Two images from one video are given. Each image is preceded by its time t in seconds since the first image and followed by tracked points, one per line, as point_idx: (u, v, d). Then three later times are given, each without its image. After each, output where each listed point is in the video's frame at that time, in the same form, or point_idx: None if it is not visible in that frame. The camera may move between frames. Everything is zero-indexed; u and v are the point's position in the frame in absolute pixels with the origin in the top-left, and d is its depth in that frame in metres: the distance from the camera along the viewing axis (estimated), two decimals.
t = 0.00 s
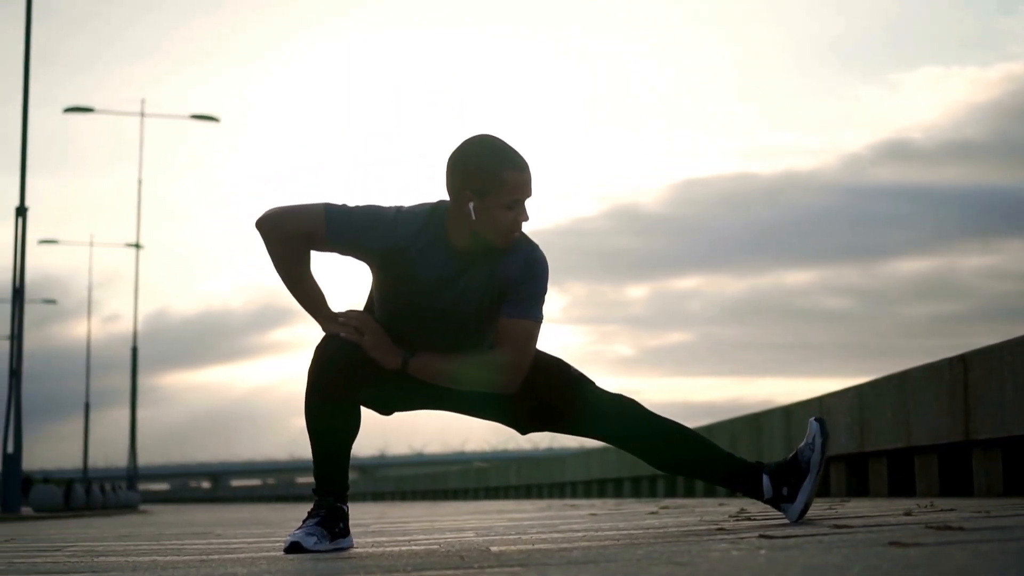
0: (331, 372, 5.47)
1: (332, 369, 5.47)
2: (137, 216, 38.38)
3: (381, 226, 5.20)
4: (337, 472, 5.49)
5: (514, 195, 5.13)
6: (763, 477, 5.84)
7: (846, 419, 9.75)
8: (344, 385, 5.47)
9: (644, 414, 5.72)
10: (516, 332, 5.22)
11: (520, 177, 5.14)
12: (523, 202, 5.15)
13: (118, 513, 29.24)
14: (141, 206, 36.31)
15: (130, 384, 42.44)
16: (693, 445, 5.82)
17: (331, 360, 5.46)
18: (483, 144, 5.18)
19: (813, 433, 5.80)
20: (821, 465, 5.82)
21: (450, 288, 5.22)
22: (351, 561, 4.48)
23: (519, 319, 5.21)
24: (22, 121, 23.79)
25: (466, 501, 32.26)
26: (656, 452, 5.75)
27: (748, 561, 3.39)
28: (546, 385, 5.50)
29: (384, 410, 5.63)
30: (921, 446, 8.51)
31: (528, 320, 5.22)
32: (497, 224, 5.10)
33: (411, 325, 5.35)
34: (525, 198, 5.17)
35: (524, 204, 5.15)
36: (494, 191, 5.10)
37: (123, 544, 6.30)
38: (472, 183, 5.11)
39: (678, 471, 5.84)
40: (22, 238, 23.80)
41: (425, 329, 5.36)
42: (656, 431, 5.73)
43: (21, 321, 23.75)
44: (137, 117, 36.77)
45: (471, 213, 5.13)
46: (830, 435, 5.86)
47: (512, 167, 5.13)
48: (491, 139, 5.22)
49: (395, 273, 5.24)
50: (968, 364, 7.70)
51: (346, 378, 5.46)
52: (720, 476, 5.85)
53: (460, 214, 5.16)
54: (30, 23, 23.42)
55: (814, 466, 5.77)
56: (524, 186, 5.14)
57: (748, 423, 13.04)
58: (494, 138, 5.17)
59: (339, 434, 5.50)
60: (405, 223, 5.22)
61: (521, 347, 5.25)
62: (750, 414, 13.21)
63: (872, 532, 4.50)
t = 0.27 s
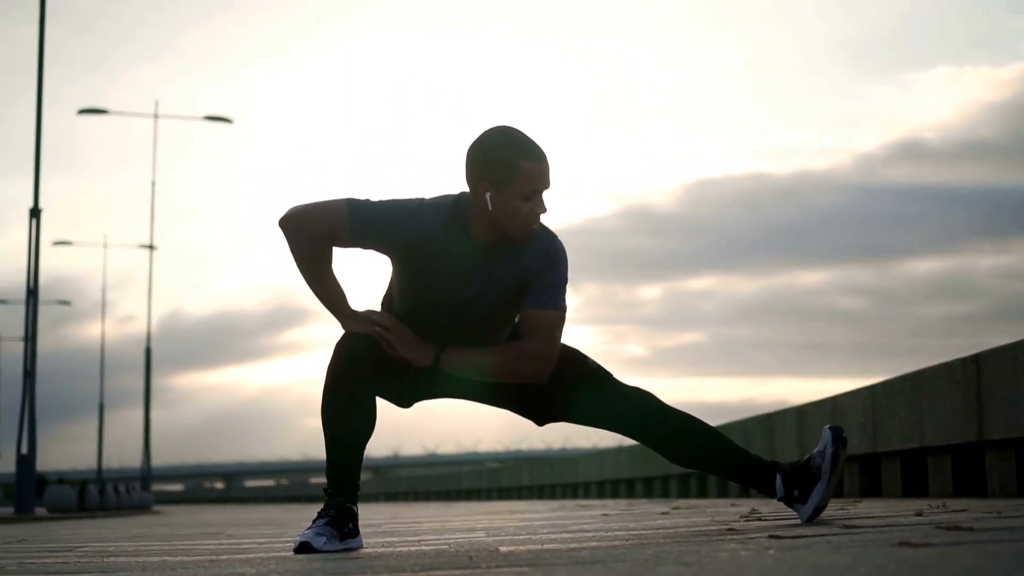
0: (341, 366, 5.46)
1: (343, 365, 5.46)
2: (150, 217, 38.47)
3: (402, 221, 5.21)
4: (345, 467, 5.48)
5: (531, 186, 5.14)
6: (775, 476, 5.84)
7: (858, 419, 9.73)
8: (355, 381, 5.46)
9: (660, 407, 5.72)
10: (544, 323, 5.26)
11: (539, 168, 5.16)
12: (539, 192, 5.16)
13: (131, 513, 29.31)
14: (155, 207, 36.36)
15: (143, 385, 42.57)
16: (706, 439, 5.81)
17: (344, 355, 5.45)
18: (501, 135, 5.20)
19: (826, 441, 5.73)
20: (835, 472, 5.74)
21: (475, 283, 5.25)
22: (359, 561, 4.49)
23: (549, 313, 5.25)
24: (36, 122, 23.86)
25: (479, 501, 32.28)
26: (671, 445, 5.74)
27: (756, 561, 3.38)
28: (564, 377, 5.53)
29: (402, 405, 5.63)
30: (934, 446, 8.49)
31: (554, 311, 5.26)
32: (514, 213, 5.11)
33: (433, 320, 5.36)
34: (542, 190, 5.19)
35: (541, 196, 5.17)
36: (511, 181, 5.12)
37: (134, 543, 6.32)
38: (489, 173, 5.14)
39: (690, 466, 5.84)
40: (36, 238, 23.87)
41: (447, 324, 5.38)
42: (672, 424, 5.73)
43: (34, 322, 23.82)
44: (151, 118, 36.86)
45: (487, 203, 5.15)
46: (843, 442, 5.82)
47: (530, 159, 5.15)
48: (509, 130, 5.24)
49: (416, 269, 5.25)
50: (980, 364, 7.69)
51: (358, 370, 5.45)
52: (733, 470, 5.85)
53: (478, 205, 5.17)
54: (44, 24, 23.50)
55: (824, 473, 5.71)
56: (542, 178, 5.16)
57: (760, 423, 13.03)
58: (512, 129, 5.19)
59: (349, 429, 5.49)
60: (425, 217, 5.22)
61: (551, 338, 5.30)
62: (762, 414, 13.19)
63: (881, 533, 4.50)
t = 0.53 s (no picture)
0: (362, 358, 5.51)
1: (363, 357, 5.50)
2: (162, 217, 38.53)
3: (427, 211, 5.29)
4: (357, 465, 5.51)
5: (538, 176, 5.21)
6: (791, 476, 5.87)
7: (869, 419, 9.70)
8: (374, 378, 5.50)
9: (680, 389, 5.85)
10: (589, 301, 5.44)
11: (550, 158, 5.22)
12: (547, 181, 5.22)
13: (142, 514, 29.34)
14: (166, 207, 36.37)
15: (155, 385, 42.63)
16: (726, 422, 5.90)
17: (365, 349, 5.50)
18: (516, 122, 5.28)
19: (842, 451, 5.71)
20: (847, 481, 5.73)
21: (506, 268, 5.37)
22: (365, 560, 4.49)
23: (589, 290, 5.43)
24: (47, 122, 23.91)
25: (490, 502, 32.28)
26: (690, 428, 5.85)
27: (762, 561, 3.35)
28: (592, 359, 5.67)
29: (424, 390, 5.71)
30: (945, 446, 8.46)
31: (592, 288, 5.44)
32: (519, 201, 5.20)
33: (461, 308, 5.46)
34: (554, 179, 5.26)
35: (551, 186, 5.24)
36: (518, 170, 5.20)
37: (142, 543, 6.32)
38: (499, 160, 5.24)
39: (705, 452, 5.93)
40: (47, 238, 23.92)
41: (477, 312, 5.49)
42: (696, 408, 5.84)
43: (46, 322, 23.87)
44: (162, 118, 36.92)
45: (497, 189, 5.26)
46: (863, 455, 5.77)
47: (543, 149, 5.22)
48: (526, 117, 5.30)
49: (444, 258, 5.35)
50: (991, 364, 7.66)
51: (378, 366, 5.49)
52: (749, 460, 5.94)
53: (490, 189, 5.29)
54: (56, 25, 23.55)
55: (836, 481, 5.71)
56: (553, 168, 5.22)
57: (771, 424, 13.00)
58: (526, 117, 5.26)
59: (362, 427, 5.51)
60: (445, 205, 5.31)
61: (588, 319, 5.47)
62: (773, 415, 13.16)
63: (888, 532, 4.49)
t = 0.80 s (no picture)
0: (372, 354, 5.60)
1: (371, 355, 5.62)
2: (170, 217, 38.57)
3: (449, 203, 5.33)
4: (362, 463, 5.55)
5: (537, 167, 5.17)
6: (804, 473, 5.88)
7: (877, 417, 9.69)
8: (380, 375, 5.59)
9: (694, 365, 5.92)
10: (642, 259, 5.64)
11: (558, 149, 5.17)
12: (545, 172, 5.18)
13: (150, 513, 29.37)
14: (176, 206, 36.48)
15: (164, 384, 42.73)
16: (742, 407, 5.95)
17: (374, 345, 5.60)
18: (527, 109, 5.21)
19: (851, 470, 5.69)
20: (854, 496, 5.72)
21: (543, 250, 5.47)
22: (369, 558, 4.49)
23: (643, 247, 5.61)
24: (56, 119, 23.97)
25: (498, 501, 32.29)
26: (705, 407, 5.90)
27: (765, 558, 3.33)
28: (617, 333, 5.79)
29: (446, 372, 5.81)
30: (952, 445, 8.45)
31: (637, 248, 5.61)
32: (519, 189, 5.24)
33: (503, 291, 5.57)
34: (563, 165, 5.23)
35: (560, 173, 5.22)
36: (517, 159, 5.20)
37: (147, 542, 6.32)
38: (506, 145, 5.24)
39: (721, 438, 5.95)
40: (56, 238, 23.96)
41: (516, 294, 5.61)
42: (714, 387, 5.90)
43: (54, 322, 23.91)
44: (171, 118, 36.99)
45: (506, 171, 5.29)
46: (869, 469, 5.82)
47: (550, 140, 5.16)
48: (535, 102, 5.21)
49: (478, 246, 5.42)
50: (999, 364, 7.64)
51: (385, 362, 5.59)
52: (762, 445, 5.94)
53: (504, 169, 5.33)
54: (64, 25, 23.59)
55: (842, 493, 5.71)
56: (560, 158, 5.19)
57: (779, 423, 12.98)
58: (532, 106, 5.18)
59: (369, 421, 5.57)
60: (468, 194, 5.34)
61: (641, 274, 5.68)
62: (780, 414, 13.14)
63: (891, 530, 4.48)
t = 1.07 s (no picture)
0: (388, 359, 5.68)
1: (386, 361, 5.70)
2: (173, 217, 38.59)
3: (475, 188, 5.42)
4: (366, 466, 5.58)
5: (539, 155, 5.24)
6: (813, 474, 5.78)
7: (878, 417, 9.68)
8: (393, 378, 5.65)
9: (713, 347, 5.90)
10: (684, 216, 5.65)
11: (563, 138, 5.19)
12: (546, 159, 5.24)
13: (153, 513, 29.38)
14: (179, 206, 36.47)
15: (167, 384, 42.75)
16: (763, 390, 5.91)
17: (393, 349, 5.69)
18: (535, 97, 5.27)
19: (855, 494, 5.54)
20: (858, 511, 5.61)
21: (577, 228, 5.50)
22: (367, 556, 4.49)
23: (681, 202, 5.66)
24: (58, 119, 23.98)
25: (501, 501, 32.31)
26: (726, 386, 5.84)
27: (761, 556, 3.33)
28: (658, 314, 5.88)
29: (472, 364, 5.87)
30: (953, 444, 8.44)
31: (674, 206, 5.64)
32: (530, 175, 5.31)
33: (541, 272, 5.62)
34: (573, 150, 5.26)
35: (570, 159, 5.26)
36: (524, 146, 5.27)
37: (146, 541, 6.32)
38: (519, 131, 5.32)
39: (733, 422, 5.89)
40: (58, 238, 23.96)
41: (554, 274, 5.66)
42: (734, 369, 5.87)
43: (56, 322, 23.91)
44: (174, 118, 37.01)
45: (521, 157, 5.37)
46: (881, 497, 5.69)
47: (555, 129, 5.19)
48: (542, 89, 5.26)
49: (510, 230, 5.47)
50: (1000, 363, 7.64)
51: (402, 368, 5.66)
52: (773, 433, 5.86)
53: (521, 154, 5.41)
54: (67, 24, 23.60)
55: (845, 508, 5.61)
56: (566, 146, 5.21)
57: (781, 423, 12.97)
58: (538, 93, 5.23)
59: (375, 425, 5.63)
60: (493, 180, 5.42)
61: (682, 232, 5.73)
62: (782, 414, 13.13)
63: (890, 528, 4.47)
